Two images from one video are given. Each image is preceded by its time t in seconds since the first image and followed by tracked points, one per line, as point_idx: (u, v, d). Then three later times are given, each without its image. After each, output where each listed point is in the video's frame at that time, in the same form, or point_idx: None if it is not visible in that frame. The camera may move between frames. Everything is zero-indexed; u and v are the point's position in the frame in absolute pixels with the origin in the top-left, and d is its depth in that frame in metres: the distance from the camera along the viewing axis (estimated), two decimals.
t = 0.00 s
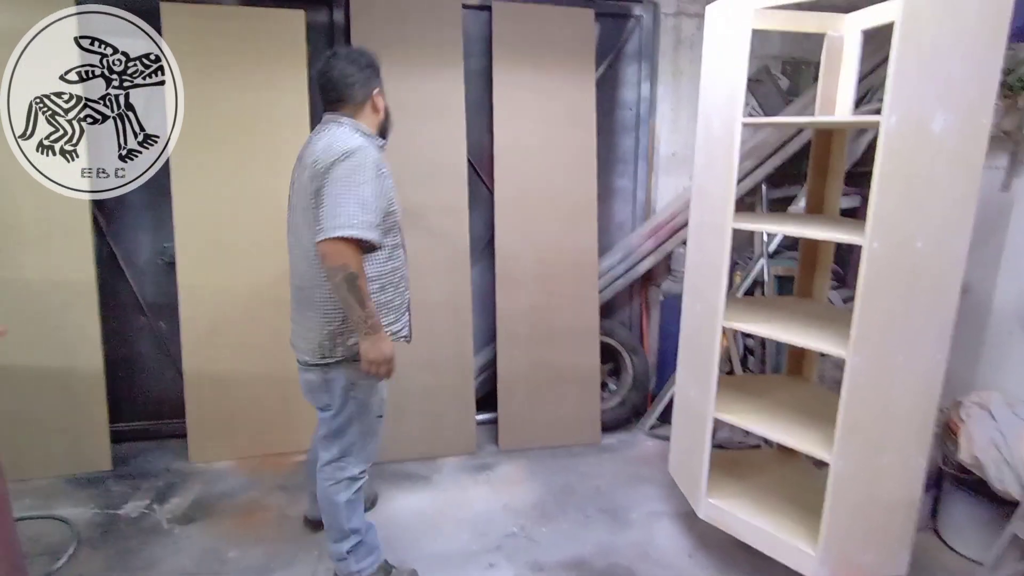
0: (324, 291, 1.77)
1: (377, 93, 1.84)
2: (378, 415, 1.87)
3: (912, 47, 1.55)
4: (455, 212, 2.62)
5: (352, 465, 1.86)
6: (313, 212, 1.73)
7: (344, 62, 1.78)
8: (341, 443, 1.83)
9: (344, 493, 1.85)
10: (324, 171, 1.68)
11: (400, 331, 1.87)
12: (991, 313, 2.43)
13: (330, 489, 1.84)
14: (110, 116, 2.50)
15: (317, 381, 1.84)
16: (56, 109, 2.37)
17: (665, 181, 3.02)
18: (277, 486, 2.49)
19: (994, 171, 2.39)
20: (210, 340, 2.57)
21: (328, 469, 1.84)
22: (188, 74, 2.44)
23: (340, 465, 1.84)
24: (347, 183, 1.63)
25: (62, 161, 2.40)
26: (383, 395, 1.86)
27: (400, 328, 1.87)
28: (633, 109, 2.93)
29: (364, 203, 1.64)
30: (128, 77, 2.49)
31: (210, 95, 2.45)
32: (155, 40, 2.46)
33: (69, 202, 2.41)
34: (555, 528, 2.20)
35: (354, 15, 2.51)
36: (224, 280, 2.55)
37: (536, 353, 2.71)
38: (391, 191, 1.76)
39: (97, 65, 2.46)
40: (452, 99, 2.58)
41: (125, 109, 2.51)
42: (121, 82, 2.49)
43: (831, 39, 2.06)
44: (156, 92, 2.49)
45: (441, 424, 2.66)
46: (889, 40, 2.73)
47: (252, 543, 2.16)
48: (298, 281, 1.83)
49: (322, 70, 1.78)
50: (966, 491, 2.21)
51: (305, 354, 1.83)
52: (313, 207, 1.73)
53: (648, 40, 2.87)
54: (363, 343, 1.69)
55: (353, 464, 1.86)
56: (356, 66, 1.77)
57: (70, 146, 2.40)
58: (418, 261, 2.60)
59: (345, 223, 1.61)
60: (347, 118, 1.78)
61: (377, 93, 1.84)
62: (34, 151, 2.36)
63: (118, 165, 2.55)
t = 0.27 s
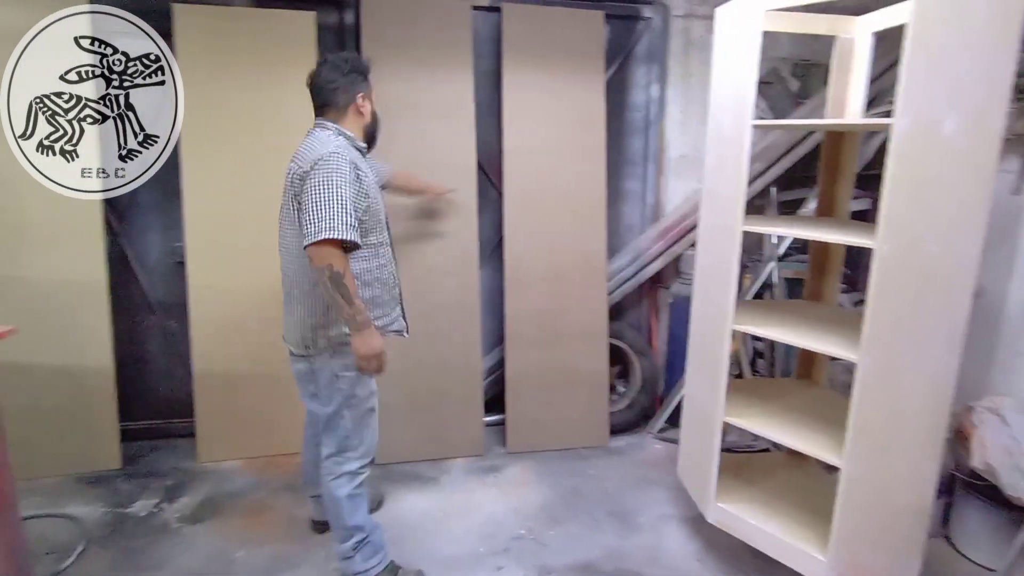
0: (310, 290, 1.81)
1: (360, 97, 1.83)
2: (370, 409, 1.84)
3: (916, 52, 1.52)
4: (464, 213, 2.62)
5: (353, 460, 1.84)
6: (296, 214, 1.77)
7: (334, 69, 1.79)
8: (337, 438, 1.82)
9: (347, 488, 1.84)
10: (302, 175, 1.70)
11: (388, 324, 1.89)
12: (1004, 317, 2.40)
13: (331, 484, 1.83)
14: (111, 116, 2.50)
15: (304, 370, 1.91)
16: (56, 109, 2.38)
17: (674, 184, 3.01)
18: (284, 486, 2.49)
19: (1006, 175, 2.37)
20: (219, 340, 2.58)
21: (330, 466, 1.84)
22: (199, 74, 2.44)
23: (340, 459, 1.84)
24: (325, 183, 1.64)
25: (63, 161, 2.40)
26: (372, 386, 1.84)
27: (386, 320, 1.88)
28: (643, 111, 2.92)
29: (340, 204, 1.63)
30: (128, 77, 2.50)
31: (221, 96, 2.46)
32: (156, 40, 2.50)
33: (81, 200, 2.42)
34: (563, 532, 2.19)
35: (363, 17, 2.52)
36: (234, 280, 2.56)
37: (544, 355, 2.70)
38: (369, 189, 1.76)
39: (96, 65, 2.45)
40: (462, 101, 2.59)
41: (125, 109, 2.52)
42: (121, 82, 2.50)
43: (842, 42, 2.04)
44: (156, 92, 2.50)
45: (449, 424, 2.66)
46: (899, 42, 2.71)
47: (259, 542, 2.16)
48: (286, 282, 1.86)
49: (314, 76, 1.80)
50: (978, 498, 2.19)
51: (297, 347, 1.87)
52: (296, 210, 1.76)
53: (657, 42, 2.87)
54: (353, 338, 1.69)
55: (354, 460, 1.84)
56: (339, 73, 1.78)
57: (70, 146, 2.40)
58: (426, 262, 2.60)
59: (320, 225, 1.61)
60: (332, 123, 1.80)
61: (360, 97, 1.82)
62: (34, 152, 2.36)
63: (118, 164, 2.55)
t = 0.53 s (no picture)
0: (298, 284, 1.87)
1: (322, 100, 1.89)
2: (372, 400, 1.93)
3: (932, 56, 1.50)
4: (477, 216, 2.62)
5: (356, 450, 1.94)
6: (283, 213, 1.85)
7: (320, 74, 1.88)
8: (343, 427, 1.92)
9: (344, 475, 1.95)
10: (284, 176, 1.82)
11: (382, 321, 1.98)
12: None
13: (334, 469, 1.95)
14: (110, 116, 2.43)
15: (304, 362, 1.95)
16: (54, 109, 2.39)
17: (688, 187, 2.98)
18: (296, 489, 2.49)
19: None
20: (232, 342, 2.59)
21: (338, 449, 1.96)
22: (215, 77, 2.46)
23: (347, 448, 1.94)
24: (302, 173, 1.73)
25: (62, 161, 2.40)
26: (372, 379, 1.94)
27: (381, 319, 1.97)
28: (657, 114, 2.90)
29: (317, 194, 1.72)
30: (128, 77, 2.53)
31: (236, 99, 2.48)
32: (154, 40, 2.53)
33: (98, 202, 2.44)
34: (576, 537, 2.17)
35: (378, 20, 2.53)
36: (248, 282, 2.57)
37: (557, 359, 2.69)
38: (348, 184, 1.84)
39: (97, 65, 2.41)
40: (475, 103, 2.58)
41: (125, 109, 2.54)
42: (121, 82, 2.52)
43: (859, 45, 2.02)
44: (156, 92, 2.56)
45: (461, 428, 2.65)
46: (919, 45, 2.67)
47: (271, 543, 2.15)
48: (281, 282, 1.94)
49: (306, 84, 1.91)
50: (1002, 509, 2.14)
51: (292, 337, 1.94)
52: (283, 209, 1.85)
53: (672, 45, 2.85)
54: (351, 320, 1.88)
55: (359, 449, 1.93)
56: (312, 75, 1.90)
57: (70, 146, 2.42)
58: (440, 265, 2.60)
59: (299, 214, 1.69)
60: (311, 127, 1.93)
61: (320, 100, 1.89)
62: (34, 152, 2.38)
63: (118, 165, 2.46)
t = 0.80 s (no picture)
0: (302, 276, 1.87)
1: (308, 109, 1.85)
2: (359, 405, 1.93)
3: (951, 57, 1.46)
4: (488, 218, 2.60)
5: (334, 452, 1.92)
6: (285, 203, 1.84)
7: (304, 78, 1.82)
8: (325, 429, 1.90)
9: (316, 477, 1.93)
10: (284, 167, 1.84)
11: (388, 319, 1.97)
12: None
13: (305, 469, 1.91)
14: (112, 115, 2.43)
15: (300, 362, 1.93)
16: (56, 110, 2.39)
17: (701, 189, 2.95)
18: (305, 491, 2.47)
19: None
20: (244, 343, 2.59)
21: (308, 449, 1.92)
22: (226, 79, 2.46)
23: (324, 450, 1.92)
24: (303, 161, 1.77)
25: (63, 161, 2.40)
26: (364, 384, 1.93)
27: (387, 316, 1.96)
28: (669, 116, 2.88)
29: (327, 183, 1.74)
30: (128, 77, 2.53)
31: (248, 100, 2.48)
32: (154, 39, 2.53)
33: (112, 203, 2.45)
34: (587, 543, 2.15)
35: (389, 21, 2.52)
36: (259, 283, 2.57)
37: (568, 362, 2.67)
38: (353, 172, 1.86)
39: (97, 65, 2.41)
40: (486, 105, 2.57)
41: (126, 109, 2.54)
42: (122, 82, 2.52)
43: (878, 45, 1.98)
44: (156, 92, 2.56)
45: (472, 431, 2.63)
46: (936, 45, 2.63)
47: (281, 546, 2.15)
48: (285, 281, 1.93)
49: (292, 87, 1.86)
50: None
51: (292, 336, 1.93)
52: (284, 200, 1.84)
53: (685, 46, 2.83)
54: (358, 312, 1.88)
55: (334, 452, 1.92)
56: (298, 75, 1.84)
57: (70, 146, 2.41)
58: (451, 267, 2.59)
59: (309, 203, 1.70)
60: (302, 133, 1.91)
61: (305, 109, 1.85)
62: (34, 151, 2.38)
63: (118, 164, 2.45)
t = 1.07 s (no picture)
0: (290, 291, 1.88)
1: (309, 100, 1.88)
2: (347, 415, 1.94)
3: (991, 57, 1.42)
4: (505, 220, 2.58)
5: (320, 460, 1.92)
6: (273, 218, 1.86)
7: (308, 70, 1.85)
8: (311, 438, 1.90)
9: (305, 485, 1.92)
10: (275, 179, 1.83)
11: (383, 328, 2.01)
12: None
13: (292, 477, 1.90)
14: (111, 116, 2.43)
15: (289, 374, 1.94)
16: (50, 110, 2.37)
17: (720, 192, 2.90)
18: (320, 493, 2.46)
19: None
20: (260, 345, 2.59)
21: (295, 459, 1.91)
22: (243, 80, 2.45)
23: (309, 458, 1.91)
24: (298, 174, 1.78)
25: (63, 161, 2.41)
26: (353, 396, 1.94)
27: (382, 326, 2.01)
28: (688, 117, 2.84)
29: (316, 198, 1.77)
30: (128, 77, 2.44)
31: (265, 101, 2.48)
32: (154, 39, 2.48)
33: (130, 205, 2.46)
34: (604, 551, 2.12)
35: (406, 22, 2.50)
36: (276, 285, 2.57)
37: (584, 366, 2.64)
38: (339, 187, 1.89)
39: (97, 65, 2.41)
40: (504, 106, 2.54)
41: (125, 109, 2.45)
42: (121, 82, 2.44)
43: (907, 45, 1.93)
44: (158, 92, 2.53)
45: (487, 435, 2.62)
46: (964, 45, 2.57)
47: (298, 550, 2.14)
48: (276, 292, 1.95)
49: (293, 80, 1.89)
50: None
51: (281, 349, 1.93)
52: (272, 215, 1.86)
53: (705, 46, 2.79)
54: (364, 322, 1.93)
55: (322, 461, 1.92)
56: (299, 75, 1.86)
57: (69, 146, 2.41)
58: (467, 270, 2.57)
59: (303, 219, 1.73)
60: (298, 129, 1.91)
61: (307, 101, 1.88)
62: (34, 151, 2.39)
63: (119, 164, 2.45)
